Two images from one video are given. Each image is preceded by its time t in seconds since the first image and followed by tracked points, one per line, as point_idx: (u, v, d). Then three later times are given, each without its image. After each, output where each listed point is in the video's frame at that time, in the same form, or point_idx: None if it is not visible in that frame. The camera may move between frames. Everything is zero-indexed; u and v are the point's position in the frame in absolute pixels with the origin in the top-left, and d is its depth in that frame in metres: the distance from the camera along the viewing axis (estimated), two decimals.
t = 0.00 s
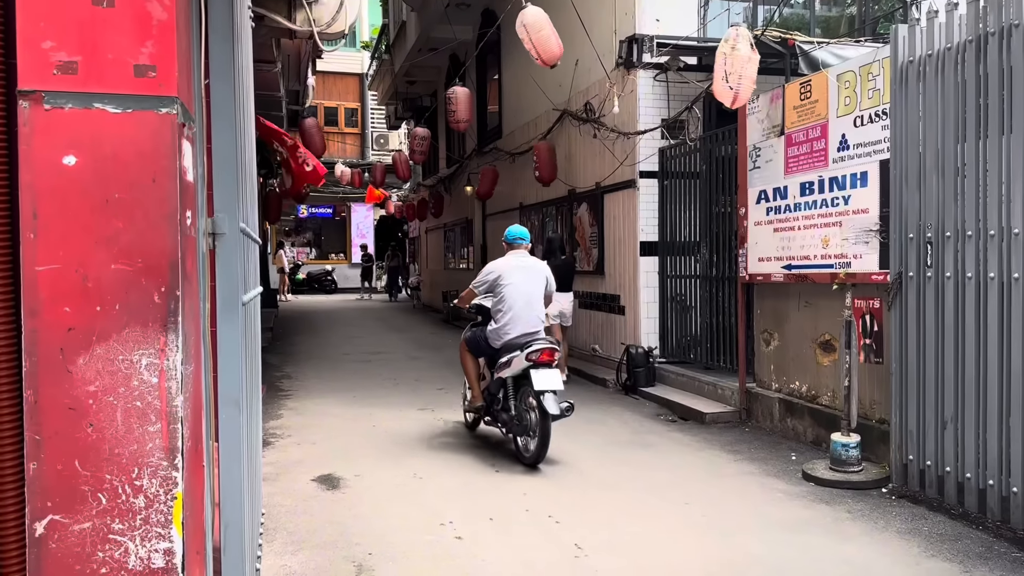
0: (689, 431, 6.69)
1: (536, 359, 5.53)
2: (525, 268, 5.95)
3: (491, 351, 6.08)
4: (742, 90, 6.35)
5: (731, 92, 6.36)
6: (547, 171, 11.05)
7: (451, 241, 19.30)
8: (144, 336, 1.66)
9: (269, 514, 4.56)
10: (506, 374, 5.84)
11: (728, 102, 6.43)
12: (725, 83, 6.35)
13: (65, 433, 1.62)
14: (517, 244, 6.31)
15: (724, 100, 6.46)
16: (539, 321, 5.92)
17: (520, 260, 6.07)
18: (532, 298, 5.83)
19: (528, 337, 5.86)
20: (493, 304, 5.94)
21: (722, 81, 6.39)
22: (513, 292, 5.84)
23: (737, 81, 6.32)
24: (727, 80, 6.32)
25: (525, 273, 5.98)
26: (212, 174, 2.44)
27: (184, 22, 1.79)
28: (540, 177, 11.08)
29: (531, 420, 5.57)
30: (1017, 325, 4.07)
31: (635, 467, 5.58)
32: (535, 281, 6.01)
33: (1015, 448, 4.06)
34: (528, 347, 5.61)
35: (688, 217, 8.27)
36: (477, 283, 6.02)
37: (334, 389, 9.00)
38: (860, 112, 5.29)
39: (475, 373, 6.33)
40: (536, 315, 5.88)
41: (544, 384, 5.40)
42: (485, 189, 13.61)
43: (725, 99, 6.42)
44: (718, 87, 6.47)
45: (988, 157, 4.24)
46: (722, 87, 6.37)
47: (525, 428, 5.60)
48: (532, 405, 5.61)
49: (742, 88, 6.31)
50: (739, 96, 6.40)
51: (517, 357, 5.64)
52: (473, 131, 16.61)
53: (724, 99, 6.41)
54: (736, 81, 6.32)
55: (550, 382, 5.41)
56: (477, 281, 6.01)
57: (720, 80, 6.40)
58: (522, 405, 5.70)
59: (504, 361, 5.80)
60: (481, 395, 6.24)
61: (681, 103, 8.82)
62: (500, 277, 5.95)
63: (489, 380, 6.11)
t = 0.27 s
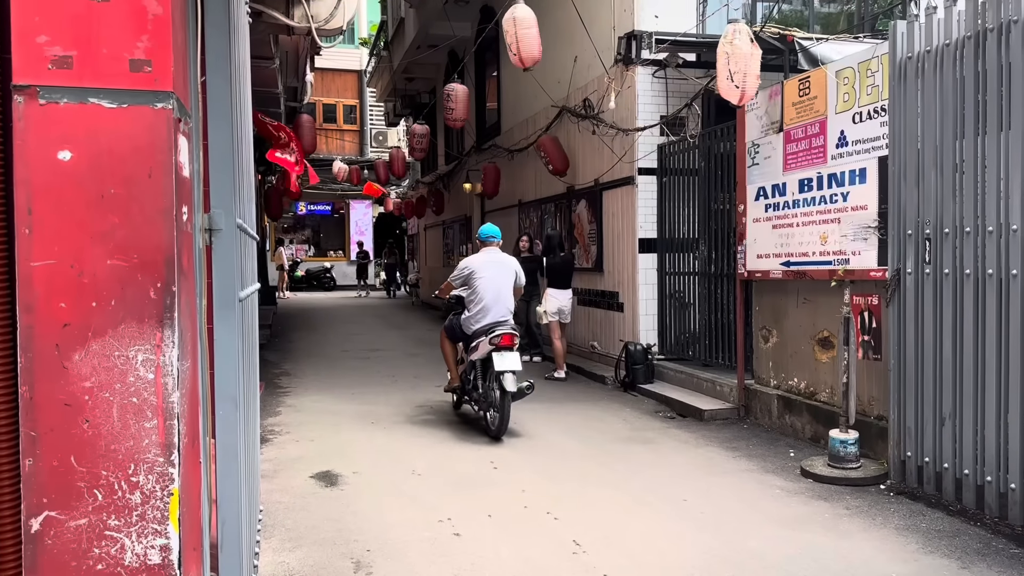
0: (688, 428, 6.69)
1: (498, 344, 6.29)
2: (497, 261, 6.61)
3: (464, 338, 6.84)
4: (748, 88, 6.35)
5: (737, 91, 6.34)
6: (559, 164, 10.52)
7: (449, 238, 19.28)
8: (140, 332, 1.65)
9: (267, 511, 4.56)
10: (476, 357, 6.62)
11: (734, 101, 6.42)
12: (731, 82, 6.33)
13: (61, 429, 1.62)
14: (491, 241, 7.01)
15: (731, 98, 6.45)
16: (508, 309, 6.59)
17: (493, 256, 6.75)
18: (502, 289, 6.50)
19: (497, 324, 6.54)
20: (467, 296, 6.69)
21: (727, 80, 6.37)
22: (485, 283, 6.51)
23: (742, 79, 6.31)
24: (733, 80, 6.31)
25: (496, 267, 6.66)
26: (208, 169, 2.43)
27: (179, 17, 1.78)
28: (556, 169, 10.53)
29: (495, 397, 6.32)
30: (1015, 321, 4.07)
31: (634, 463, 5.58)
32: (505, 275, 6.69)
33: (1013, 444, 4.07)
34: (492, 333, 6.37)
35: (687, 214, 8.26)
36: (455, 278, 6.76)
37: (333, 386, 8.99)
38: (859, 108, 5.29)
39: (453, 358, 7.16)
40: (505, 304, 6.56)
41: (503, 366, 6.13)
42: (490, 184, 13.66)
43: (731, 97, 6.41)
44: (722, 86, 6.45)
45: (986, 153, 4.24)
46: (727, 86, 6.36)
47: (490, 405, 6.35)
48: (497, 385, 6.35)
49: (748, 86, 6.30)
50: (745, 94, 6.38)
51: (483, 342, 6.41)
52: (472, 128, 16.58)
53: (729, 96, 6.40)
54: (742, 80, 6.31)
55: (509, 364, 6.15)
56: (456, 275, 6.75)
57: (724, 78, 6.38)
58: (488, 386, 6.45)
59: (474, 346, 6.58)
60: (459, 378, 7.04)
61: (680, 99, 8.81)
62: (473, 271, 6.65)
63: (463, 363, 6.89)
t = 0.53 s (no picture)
0: (685, 426, 6.70)
1: (471, 331, 7.04)
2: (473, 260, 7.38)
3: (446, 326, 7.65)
4: (750, 85, 6.32)
5: (740, 88, 6.29)
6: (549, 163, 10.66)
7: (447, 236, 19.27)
8: (136, 330, 1.65)
9: (264, 509, 4.56)
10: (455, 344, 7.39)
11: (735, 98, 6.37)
12: (733, 79, 6.27)
13: (57, 427, 1.62)
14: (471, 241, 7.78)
15: (733, 96, 6.39)
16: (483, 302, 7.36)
17: (471, 254, 7.54)
18: (477, 284, 7.26)
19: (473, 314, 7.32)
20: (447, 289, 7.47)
21: (729, 76, 6.30)
22: (462, 279, 7.29)
23: (744, 76, 6.27)
24: (735, 77, 6.25)
25: (473, 264, 7.44)
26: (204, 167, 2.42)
27: (175, 14, 1.77)
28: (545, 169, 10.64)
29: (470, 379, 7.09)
30: (1012, 319, 4.08)
31: (631, 461, 5.59)
32: (481, 271, 7.46)
33: (1009, 441, 4.08)
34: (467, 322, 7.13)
35: (684, 211, 8.27)
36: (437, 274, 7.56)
37: (330, 384, 8.99)
38: (856, 106, 5.29)
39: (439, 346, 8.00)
40: (480, 297, 7.34)
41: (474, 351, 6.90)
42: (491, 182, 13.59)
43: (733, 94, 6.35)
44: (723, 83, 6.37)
45: (983, 151, 4.24)
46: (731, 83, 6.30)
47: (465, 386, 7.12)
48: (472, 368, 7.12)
49: (750, 83, 6.26)
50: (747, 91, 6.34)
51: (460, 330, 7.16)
52: (470, 126, 16.57)
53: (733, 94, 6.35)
54: (744, 77, 6.25)
55: (481, 349, 6.91)
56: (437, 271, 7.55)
57: (726, 75, 6.31)
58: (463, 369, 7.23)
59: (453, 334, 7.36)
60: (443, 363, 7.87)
61: (677, 97, 8.81)
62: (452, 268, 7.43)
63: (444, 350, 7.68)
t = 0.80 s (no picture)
0: (681, 424, 6.72)
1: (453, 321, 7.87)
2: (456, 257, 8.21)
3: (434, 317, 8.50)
4: (745, 85, 6.36)
5: (736, 85, 6.30)
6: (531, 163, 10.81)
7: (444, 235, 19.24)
8: (133, 329, 1.65)
9: (262, 507, 4.56)
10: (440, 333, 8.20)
11: (731, 96, 6.36)
12: (732, 75, 6.28)
13: (55, 425, 1.62)
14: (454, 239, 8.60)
15: (727, 93, 6.37)
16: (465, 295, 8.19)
17: (454, 251, 8.37)
18: (459, 279, 8.12)
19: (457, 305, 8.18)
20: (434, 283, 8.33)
21: (726, 73, 6.30)
22: (445, 274, 8.13)
23: (741, 74, 6.31)
24: (734, 73, 6.27)
25: (455, 261, 8.27)
26: (202, 165, 2.41)
27: (173, 13, 1.77)
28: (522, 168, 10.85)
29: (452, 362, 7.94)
30: (1007, 318, 4.10)
31: (630, 459, 5.60)
32: (463, 267, 8.31)
33: (1004, 440, 4.09)
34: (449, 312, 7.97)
35: (681, 210, 8.28)
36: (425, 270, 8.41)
37: (327, 382, 9.00)
38: (853, 105, 5.31)
39: (427, 334, 8.87)
40: (463, 290, 8.20)
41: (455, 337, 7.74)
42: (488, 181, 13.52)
43: (728, 92, 6.35)
44: (719, 79, 6.36)
45: (979, 151, 4.26)
46: (729, 79, 6.29)
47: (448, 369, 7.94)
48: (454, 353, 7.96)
49: (747, 82, 6.31)
50: (742, 90, 6.37)
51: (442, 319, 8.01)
52: (467, 124, 16.58)
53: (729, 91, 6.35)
54: (742, 74, 6.29)
55: (461, 336, 7.73)
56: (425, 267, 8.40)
57: (724, 71, 6.32)
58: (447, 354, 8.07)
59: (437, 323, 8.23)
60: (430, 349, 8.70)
61: (675, 96, 8.82)
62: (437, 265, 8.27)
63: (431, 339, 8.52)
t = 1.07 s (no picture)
0: (678, 423, 6.73)
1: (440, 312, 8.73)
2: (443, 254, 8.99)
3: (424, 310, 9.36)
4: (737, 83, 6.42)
5: (730, 82, 6.34)
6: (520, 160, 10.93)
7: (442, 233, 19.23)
8: (132, 327, 1.66)
9: (259, 505, 4.57)
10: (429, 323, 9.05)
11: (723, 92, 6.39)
12: (727, 72, 6.30)
13: (54, 422, 1.63)
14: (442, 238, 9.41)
15: (718, 89, 6.40)
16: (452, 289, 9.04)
17: (442, 250, 9.23)
18: (447, 274, 8.98)
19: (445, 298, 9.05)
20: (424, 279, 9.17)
21: (722, 69, 6.32)
22: (434, 270, 8.96)
23: (735, 72, 6.36)
24: (729, 70, 6.30)
25: (443, 258, 9.11)
26: (201, 163, 2.42)
27: (172, 12, 1.78)
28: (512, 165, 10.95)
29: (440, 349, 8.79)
30: (1002, 317, 4.12)
31: (627, 458, 5.61)
32: (450, 263, 9.17)
33: (999, 439, 4.11)
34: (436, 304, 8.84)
35: (679, 209, 8.29)
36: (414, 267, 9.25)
37: (324, 380, 9.01)
38: (850, 105, 5.32)
39: (418, 326, 9.73)
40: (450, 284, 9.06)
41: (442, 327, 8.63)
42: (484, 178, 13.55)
43: (721, 89, 6.37)
44: (713, 75, 6.36)
45: (975, 151, 4.27)
46: (724, 75, 6.31)
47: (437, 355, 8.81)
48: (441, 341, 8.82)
49: (740, 80, 6.37)
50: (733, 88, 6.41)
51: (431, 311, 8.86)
52: (465, 123, 16.58)
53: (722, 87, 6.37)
54: (736, 72, 6.34)
55: (448, 325, 8.63)
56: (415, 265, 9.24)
57: (719, 66, 6.33)
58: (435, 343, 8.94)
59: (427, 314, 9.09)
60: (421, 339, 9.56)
61: (672, 95, 8.83)
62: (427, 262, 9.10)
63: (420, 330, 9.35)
